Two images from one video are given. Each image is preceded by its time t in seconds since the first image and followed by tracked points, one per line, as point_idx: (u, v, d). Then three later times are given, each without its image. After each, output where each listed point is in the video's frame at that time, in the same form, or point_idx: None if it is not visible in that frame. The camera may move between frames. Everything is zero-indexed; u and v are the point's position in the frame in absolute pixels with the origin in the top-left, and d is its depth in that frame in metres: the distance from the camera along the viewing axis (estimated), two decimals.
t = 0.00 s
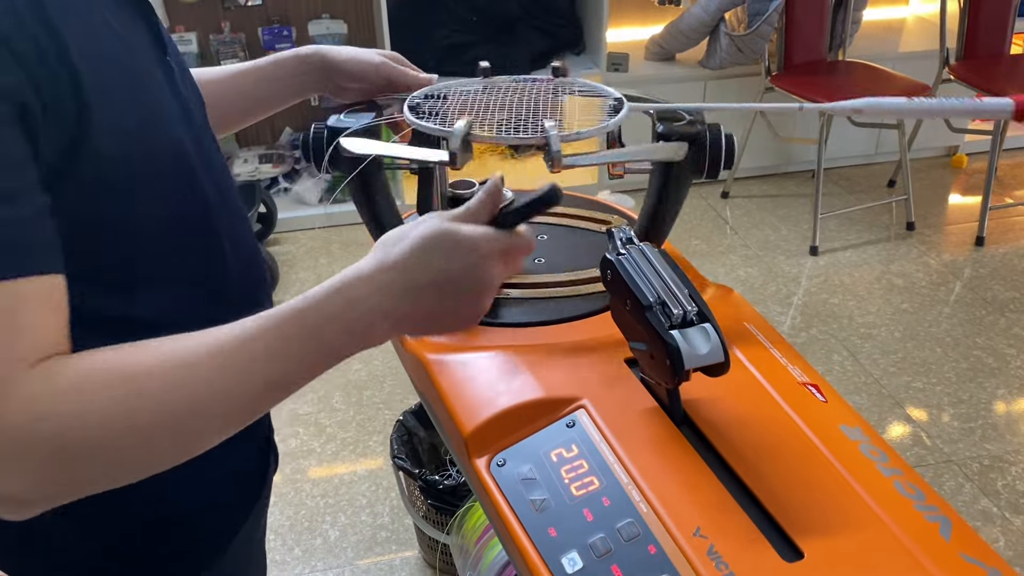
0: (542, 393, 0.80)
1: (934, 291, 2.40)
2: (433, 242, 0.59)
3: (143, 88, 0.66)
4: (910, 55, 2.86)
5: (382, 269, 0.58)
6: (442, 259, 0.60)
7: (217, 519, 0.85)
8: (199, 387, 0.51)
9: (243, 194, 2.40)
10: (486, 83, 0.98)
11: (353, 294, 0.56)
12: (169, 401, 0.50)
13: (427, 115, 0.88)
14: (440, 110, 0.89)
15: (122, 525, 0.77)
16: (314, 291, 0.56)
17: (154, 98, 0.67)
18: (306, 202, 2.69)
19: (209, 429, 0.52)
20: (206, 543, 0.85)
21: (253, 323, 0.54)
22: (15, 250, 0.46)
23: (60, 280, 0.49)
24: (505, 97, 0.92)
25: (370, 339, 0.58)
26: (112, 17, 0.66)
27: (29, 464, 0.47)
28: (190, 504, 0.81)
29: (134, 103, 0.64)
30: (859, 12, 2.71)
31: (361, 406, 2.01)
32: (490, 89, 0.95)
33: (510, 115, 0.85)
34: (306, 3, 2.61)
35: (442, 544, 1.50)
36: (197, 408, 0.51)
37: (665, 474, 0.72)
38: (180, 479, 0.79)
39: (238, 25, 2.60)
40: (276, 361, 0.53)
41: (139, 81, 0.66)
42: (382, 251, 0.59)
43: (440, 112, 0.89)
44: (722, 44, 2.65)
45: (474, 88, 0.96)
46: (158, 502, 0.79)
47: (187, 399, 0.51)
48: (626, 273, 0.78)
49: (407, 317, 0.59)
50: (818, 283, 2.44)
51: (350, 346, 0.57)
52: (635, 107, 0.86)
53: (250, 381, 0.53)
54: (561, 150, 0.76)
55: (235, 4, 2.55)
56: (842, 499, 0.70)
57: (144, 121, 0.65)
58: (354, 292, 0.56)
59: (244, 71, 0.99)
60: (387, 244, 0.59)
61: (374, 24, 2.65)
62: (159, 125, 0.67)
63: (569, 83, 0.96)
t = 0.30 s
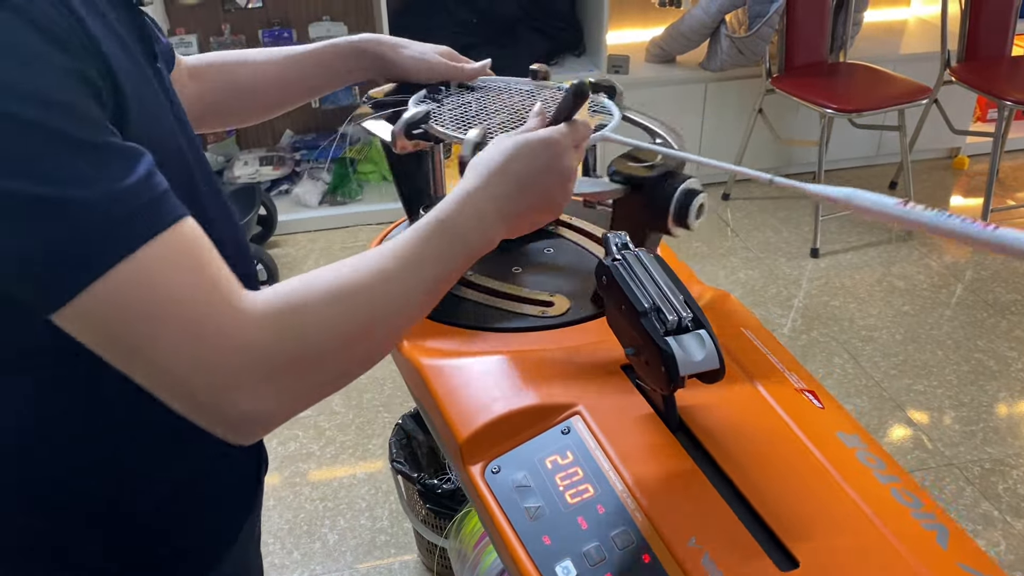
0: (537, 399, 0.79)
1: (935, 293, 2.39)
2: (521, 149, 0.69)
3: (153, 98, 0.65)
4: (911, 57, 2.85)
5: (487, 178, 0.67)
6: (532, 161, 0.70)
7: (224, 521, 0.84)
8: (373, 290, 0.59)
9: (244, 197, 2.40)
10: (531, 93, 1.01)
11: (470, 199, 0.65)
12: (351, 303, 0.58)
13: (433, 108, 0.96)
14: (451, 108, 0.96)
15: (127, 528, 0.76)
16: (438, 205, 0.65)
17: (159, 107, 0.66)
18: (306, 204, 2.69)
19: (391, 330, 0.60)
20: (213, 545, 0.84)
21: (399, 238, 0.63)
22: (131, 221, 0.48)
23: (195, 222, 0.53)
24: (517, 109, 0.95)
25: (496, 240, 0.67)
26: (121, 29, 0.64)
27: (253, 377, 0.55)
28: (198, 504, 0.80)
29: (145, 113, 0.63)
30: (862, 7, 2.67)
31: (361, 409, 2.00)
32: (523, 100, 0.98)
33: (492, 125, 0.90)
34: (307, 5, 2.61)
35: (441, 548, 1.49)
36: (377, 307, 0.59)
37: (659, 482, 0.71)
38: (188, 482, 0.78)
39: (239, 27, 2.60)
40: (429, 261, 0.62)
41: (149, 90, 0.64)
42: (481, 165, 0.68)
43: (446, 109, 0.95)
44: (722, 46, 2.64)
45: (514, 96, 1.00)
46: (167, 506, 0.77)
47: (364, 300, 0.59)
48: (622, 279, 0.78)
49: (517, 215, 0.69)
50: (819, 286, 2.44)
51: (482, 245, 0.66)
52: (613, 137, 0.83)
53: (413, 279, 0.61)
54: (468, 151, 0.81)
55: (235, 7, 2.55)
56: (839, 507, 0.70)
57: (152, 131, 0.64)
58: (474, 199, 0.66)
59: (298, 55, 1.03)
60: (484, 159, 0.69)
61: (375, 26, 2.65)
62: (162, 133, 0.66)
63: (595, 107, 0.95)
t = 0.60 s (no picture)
0: (530, 410, 0.79)
1: (935, 297, 2.38)
2: (535, 150, 0.71)
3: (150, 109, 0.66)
4: (912, 60, 2.84)
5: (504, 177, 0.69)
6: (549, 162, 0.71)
7: (211, 526, 0.84)
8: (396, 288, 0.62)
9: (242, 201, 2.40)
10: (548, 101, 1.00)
11: (486, 198, 0.67)
12: (375, 300, 0.61)
13: (442, 105, 0.99)
14: (460, 108, 0.98)
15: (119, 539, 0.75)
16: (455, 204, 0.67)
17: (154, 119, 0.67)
18: (304, 207, 2.68)
19: (414, 324, 0.63)
20: (201, 553, 0.83)
21: (420, 237, 0.65)
22: (162, 228, 0.51)
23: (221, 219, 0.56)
24: (517, 117, 0.95)
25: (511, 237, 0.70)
26: (127, 40, 0.65)
27: (289, 371, 0.58)
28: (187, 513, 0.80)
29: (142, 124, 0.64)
30: (862, 14, 2.69)
31: (358, 414, 2.00)
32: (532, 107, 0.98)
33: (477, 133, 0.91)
34: (305, 8, 2.61)
35: (436, 555, 1.49)
36: (401, 303, 0.62)
37: (653, 496, 0.71)
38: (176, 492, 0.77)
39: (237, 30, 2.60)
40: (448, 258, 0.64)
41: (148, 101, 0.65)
42: (497, 165, 0.70)
43: (451, 109, 0.98)
44: (721, 49, 2.63)
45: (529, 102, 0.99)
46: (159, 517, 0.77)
47: (388, 297, 0.61)
48: (614, 289, 0.77)
49: (531, 214, 0.71)
50: (818, 289, 2.43)
51: (498, 242, 0.68)
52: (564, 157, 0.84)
53: (434, 275, 0.64)
54: (410, 154, 0.89)
55: (233, 10, 2.55)
56: (832, 520, 0.69)
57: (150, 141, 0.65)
58: (492, 200, 0.68)
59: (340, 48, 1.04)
60: (499, 158, 0.71)
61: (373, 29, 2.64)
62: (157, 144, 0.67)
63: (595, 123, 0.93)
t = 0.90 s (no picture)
0: (533, 409, 0.79)
1: (937, 297, 2.38)
2: (506, 130, 0.71)
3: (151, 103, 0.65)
4: (914, 59, 2.83)
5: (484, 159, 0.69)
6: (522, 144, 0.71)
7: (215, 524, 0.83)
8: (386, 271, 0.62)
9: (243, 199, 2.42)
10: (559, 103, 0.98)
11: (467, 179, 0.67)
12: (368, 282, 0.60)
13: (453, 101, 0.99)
14: (469, 105, 0.98)
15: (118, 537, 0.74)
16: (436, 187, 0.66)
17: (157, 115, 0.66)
18: (306, 207, 2.68)
19: (406, 307, 0.63)
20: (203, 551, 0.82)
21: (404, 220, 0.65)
22: (148, 223, 0.50)
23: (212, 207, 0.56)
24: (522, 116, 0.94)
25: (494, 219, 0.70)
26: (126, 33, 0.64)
27: (286, 357, 0.58)
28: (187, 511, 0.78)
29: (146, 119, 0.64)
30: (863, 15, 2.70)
31: (360, 413, 2.00)
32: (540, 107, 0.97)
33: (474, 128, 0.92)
34: (307, 8, 2.61)
35: (438, 554, 1.48)
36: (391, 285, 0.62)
37: (659, 497, 0.70)
38: (173, 492, 0.76)
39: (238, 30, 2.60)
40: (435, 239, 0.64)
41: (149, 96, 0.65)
42: (474, 148, 0.70)
43: (459, 106, 0.98)
44: (724, 48, 2.63)
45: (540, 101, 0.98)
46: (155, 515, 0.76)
47: (378, 278, 0.61)
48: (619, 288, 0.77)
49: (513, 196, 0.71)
50: (821, 289, 2.42)
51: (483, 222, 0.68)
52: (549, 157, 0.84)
53: (421, 255, 0.63)
54: (403, 148, 0.90)
55: (235, 9, 2.54)
56: (839, 520, 0.69)
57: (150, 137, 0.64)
58: (471, 182, 0.68)
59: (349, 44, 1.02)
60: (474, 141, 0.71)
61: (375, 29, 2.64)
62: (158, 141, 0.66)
63: (595, 127, 0.91)
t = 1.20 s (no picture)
0: (539, 405, 0.78)
1: (941, 295, 2.37)
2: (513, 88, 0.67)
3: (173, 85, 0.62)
4: (917, 58, 2.83)
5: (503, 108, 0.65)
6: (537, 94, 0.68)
7: (217, 523, 0.79)
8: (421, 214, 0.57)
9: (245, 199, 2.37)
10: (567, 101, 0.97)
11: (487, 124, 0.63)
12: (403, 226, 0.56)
13: (464, 96, 0.99)
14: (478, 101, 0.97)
15: (118, 538, 0.71)
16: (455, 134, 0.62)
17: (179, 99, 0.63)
18: (308, 206, 2.68)
19: (442, 257, 0.59)
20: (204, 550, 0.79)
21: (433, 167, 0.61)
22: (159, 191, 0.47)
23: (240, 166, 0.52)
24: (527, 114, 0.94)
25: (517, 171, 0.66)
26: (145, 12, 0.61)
27: (327, 305, 0.52)
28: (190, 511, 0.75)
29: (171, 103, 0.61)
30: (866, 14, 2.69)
31: (363, 412, 1.99)
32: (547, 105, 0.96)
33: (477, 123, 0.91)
34: (310, 6, 2.60)
35: (442, 552, 1.48)
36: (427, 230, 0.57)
37: (665, 493, 0.70)
38: (174, 493, 0.72)
39: (241, 28, 2.59)
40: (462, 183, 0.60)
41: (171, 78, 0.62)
42: (490, 99, 0.66)
43: (469, 101, 0.98)
44: (727, 46, 2.62)
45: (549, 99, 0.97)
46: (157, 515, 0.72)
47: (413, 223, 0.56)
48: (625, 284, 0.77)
49: (535, 148, 0.67)
50: (824, 287, 2.42)
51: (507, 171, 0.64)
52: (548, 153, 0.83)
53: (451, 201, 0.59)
54: (403, 141, 0.90)
55: (237, 8, 2.54)
56: (845, 517, 0.69)
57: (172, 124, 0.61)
58: (490, 137, 0.63)
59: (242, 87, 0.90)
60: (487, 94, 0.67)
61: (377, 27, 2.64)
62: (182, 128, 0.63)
63: (598, 126, 0.90)
